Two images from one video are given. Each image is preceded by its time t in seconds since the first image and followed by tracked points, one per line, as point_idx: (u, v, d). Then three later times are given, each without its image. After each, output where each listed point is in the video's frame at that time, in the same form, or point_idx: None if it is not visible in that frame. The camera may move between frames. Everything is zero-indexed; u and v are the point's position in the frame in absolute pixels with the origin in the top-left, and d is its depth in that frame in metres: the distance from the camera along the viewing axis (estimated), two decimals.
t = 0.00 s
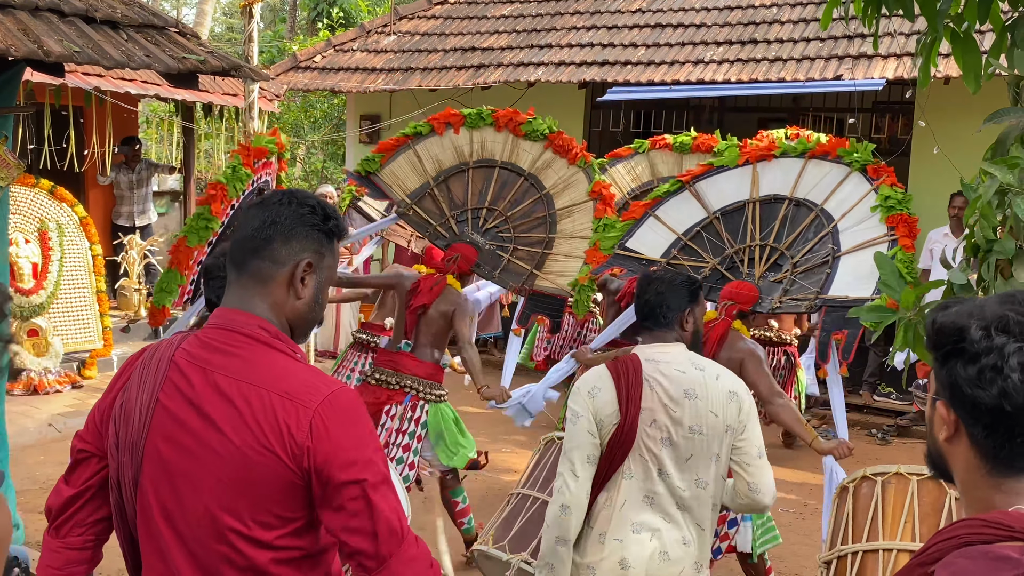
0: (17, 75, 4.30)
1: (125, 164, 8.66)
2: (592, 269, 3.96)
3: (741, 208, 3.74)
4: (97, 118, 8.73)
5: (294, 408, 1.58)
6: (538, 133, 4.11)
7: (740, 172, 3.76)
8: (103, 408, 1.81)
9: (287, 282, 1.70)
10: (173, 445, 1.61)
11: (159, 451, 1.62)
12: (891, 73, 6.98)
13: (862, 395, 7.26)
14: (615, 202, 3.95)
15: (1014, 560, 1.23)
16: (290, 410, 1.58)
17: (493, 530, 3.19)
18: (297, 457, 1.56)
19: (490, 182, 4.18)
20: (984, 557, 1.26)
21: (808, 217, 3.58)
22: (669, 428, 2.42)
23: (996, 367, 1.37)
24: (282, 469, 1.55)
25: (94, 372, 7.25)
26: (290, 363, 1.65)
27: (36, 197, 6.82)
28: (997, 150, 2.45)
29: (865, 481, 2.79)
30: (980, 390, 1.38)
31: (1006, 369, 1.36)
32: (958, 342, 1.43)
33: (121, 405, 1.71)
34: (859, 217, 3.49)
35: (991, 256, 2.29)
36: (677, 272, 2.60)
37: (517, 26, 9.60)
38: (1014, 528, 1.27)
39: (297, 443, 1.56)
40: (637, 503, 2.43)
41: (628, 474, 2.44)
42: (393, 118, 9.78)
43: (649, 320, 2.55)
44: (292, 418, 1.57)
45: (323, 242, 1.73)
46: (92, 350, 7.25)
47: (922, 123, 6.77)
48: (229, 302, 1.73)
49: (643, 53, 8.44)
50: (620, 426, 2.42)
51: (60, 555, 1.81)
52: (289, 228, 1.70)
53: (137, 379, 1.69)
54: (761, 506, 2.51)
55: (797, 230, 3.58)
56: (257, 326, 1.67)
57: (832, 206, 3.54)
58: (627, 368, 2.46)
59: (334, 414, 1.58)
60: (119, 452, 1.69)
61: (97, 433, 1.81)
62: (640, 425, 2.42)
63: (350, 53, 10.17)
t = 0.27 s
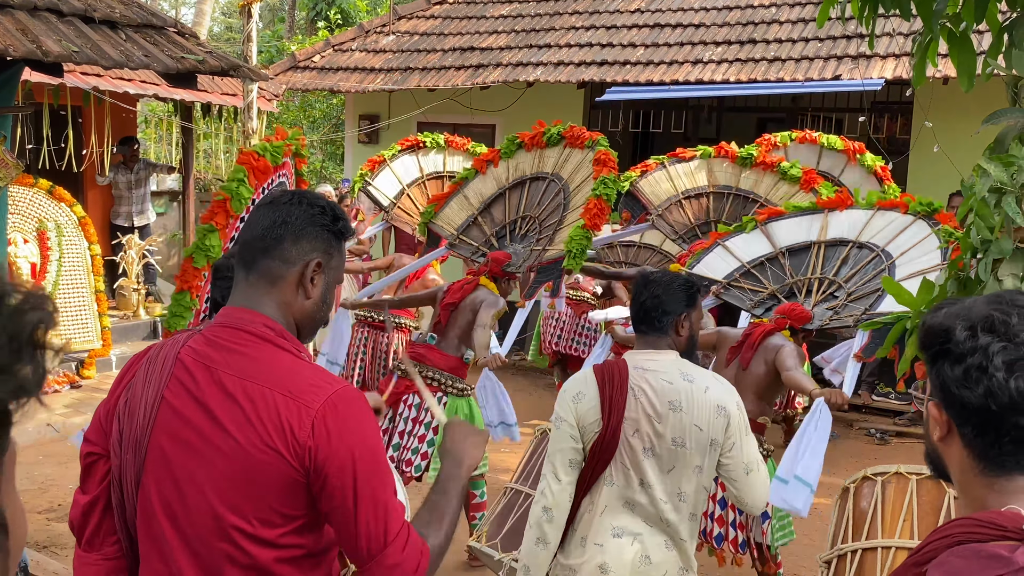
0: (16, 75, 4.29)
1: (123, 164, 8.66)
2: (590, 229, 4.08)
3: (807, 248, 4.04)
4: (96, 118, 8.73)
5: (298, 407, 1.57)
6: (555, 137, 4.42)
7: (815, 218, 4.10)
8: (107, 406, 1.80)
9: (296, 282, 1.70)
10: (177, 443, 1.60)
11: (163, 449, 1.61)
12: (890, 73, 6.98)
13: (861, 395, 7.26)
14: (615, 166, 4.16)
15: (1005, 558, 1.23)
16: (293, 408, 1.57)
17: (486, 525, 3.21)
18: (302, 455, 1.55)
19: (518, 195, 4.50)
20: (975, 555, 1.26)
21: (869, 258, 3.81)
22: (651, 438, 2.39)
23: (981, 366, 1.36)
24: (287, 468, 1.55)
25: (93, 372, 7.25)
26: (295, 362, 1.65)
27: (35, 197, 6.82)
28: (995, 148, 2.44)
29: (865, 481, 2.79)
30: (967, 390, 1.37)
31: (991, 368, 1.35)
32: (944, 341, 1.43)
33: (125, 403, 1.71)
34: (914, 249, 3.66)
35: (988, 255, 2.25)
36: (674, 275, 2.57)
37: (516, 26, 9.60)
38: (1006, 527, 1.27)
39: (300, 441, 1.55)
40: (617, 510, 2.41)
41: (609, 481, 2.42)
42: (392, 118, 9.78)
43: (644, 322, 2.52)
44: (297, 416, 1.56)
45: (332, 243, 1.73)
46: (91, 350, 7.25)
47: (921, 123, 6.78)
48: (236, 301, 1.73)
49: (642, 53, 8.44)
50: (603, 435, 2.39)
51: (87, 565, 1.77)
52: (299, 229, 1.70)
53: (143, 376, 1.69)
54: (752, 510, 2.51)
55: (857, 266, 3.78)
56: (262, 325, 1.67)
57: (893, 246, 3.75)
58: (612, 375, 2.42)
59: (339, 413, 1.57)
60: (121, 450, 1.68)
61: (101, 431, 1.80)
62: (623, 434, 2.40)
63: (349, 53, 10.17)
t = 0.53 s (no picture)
0: (15, 75, 4.28)
1: (123, 163, 8.66)
2: (565, 203, 3.95)
3: (784, 276, 4.26)
4: (95, 117, 8.74)
5: (303, 408, 1.57)
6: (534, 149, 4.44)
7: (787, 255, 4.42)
8: (107, 407, 1.79)
9: (296, 281, 1.70)
10: (181, 444, 1.60)
11: (167, 450, 1.61)
12: (890, 73, 6.98)
13: (860, 395, 7.25)
14: (585, 147, 4.12)
15: (1004, 559, 1.23)
16: (298, 408, 1.57)
17: (483, 523, 3.21)
18: (307, 456, 1.55)
19: (512, 208, 4.50)
20: (975, 556, 1.25)
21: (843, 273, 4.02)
22: (647, 442, 2.38)
23: (951, 364, 1.36)
24: (293, 468, 1.55)
25: (92, 372, 7.24)
26: (298, 363, 1.65)
27: (34, 196, 6.82)
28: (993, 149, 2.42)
29: (867, 481, 2.79)
30: (942, 388, 1.37)
31: (961, 365, 1.35)
32: (919, 343, 1.44)
33: (126, 404, 1.70)
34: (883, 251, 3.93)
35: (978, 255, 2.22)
36: (665, 274, 2.54)
37: (516, 26, 9.60)
38: (1006, 527, 1.25)
39: (306, 442, 1.55)
40: (614, 514, 2.40)
41: (605, 486, 2.41)
42: (392, 118, 9.78)
43: (640, 324, 2.48)
44: (302, 417, 1.57)
45: (331, 242, 1.73)
46: (90, 350, 7.25)
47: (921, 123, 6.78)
48: (236, 301, 1.72)
49: (642, 52, 8.43)
50: (598, 439, 2.39)
51: (65, 559, 1.77)
52: (299, 228, 1.69)
53: (144, 377, 1.68)
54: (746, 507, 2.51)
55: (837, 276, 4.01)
56: (265, 326, 1.67)
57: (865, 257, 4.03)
58: (606, 381, 2.41)
59: (344, 414, 1.58)
60: (124, 452, 1.68)
61: (101, 434, 1.79)
62: (619, 438, 2.39)
63: (348, 52, 10.17)
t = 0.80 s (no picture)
0: (14, 74, 4.28)
1: (122, 162, 8.66)
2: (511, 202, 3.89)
3: (713, 295, 4.02)
4: (95, 116, 8.75)
5: (306, 407, 1.58)
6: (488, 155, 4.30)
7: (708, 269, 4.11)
8: (110, 407, 1.78)
9: (300, 280, 1.70)
10: (183, 444, 1.59)
11: (169, 450, 1.60)
12: (890, 72, 6.98)
13: (860, 394, 7.24)
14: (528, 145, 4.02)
15: (1000, 557, 1.22)
16: (301, 408, 1.57)
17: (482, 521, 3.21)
18: (310, 456, 1.56)
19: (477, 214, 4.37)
20: (968, 554, 1.25)
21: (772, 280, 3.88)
22: (651, 442, 2.38)
23: (938, 367, 1.36)
24: (296, 468, 1.55)
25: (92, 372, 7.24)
26: (300, 361, 1.65)
27: (33, 196, 6.81)
28: (994, 149, 2.42)
29: (867, 482, 2.79)
30: (929, 390, 1.36)
31: (948, 368, 1.34)
32: (907, 345, 1.44)
33: (127, 405, 1.69)
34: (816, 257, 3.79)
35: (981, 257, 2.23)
36: (658, 275, 2.53)
37: (516, 25, 9.59)
38: (1000, 527, 1.25)
39: (309, 441, 1.56)
40: (616, 515, 2.41)
41: (607, 487, 2.41)
42: (391, 117, 9.78)
43: (641, 323, 2.46)
44: (306, 416, 1.57)
45: (335, 242, 1.74)
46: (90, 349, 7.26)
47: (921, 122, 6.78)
48: (239, 301, 1.72)
49: (641, 52, 8.43)
50: (602, 440, 2.37)
51: (87, 568, 1.75)
52: (303, 227, 1.70)
53: (145, 377, 1.67)
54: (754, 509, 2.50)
55: (772, 290, 3.83)
56: (266, 325, 1.67)
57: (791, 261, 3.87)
58: (610, 380, 2.40)
59: (347, 414, 1.58)
60: (125, 452, 1.67)
61: (101, 433, 1.78)
62: (622, 439, 2.38)
63: (348, 51, 10.17)
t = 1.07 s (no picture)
0: (14, 72, 4.27)
1: (121, 161, 8.66)
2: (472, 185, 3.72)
3: (654, 246, 4.10)
4: (94, 115, 8.75)
5: (311, 407, 1.57)
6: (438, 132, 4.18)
7: (642, 220, 4.14)
8: (114, 407, 1.78)
9: (308, 281, 1.70)
10: (188, 444, 1.59)
11: (173, 450, 1.60)
12: (890, 72, 6.98)
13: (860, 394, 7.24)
14: (483, 122, 3.87)
15: (997, 558, 1.22)
16: (307, 408, 1.56)
17: (481, 520, 3.20)
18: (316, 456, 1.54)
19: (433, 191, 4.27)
20: (966, 555, 1.25)
21: (705, 223, 3.94)
22: (655, 443, 2.37)
23: (944, 364, 1.36)
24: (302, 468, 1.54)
25: (91, 371, 7.23)
26: (306, 362, 1.64)
27: (32, 195, 6.80)
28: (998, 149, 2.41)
29: (866, 483, 2.77)
30: (934, 387, 1.36)
31: (954, 366, 1.34)
32: (916, 343, 1.43)
33: (132, 405, 1.69)
34: (739, 195, 3.83)
35: (987, 255, 2.23)
36: (661, 274, 2.54)
37: (516, 24, 9.59)
38: (998, 527, 1.24)
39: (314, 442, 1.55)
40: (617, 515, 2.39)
41: (609, 486, 2.39)
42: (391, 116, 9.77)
43: (655, 330, 2.46)
44: (311, 416, 1.56)
45: (343, 243, 1.75)
46: (90, 348, 7.27)
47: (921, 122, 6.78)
48: (245, 302, 1.72)
49: (642, 51, 8.42)
50: (606, 439, 2.37)
51: (85, 565, 1.76)
52: (312, 228, 1.71)
53: (150, 377, 1.67)
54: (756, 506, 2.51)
55: (709, 236, 3.90)
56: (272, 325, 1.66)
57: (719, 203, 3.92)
58: (617, 379, 2.40)
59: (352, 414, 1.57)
60: (130, 452, 1.67)
61: (106, 435, 1.78)
62: (626, 439, 2.38)
63: (348, 51, 10.17)
